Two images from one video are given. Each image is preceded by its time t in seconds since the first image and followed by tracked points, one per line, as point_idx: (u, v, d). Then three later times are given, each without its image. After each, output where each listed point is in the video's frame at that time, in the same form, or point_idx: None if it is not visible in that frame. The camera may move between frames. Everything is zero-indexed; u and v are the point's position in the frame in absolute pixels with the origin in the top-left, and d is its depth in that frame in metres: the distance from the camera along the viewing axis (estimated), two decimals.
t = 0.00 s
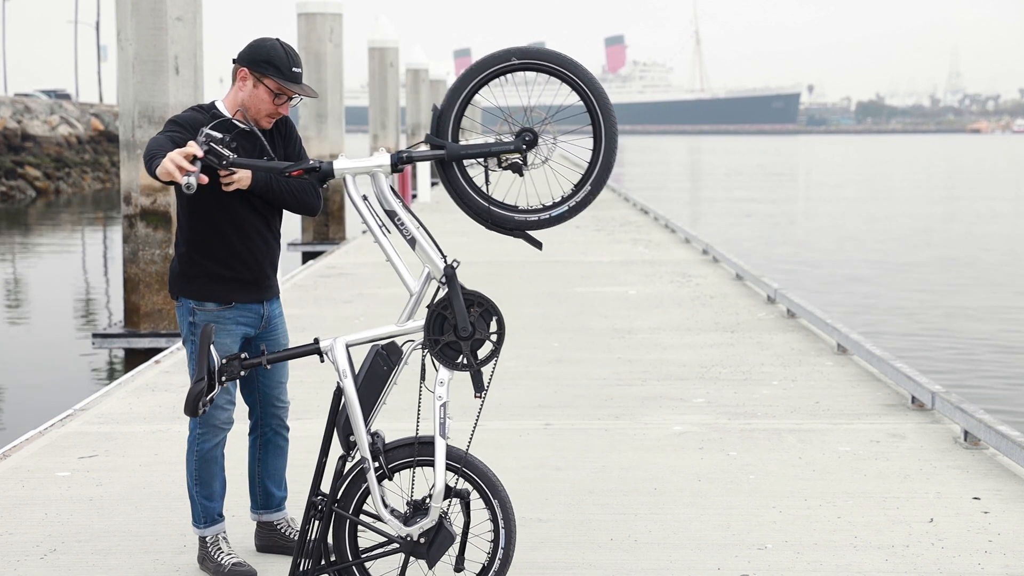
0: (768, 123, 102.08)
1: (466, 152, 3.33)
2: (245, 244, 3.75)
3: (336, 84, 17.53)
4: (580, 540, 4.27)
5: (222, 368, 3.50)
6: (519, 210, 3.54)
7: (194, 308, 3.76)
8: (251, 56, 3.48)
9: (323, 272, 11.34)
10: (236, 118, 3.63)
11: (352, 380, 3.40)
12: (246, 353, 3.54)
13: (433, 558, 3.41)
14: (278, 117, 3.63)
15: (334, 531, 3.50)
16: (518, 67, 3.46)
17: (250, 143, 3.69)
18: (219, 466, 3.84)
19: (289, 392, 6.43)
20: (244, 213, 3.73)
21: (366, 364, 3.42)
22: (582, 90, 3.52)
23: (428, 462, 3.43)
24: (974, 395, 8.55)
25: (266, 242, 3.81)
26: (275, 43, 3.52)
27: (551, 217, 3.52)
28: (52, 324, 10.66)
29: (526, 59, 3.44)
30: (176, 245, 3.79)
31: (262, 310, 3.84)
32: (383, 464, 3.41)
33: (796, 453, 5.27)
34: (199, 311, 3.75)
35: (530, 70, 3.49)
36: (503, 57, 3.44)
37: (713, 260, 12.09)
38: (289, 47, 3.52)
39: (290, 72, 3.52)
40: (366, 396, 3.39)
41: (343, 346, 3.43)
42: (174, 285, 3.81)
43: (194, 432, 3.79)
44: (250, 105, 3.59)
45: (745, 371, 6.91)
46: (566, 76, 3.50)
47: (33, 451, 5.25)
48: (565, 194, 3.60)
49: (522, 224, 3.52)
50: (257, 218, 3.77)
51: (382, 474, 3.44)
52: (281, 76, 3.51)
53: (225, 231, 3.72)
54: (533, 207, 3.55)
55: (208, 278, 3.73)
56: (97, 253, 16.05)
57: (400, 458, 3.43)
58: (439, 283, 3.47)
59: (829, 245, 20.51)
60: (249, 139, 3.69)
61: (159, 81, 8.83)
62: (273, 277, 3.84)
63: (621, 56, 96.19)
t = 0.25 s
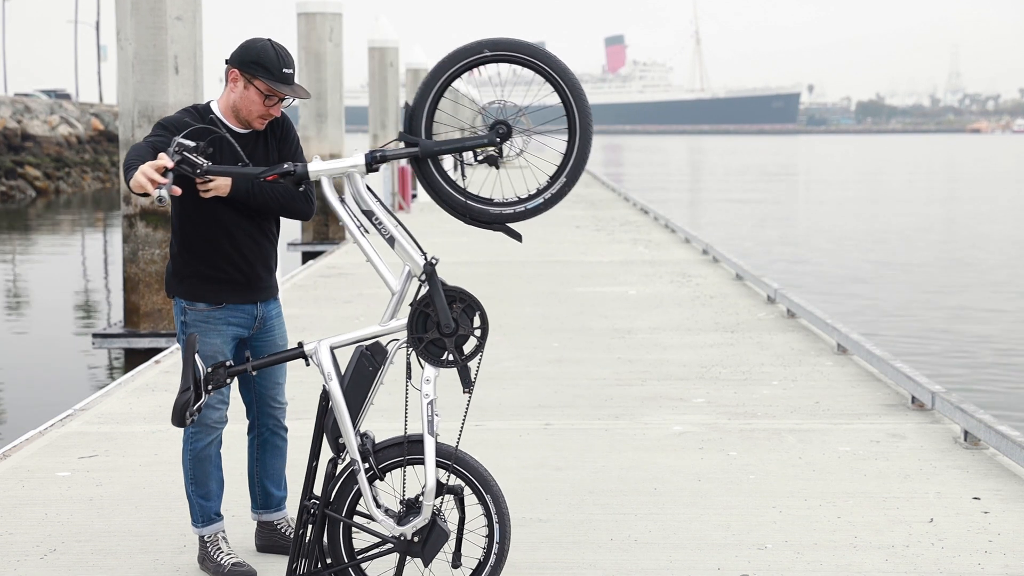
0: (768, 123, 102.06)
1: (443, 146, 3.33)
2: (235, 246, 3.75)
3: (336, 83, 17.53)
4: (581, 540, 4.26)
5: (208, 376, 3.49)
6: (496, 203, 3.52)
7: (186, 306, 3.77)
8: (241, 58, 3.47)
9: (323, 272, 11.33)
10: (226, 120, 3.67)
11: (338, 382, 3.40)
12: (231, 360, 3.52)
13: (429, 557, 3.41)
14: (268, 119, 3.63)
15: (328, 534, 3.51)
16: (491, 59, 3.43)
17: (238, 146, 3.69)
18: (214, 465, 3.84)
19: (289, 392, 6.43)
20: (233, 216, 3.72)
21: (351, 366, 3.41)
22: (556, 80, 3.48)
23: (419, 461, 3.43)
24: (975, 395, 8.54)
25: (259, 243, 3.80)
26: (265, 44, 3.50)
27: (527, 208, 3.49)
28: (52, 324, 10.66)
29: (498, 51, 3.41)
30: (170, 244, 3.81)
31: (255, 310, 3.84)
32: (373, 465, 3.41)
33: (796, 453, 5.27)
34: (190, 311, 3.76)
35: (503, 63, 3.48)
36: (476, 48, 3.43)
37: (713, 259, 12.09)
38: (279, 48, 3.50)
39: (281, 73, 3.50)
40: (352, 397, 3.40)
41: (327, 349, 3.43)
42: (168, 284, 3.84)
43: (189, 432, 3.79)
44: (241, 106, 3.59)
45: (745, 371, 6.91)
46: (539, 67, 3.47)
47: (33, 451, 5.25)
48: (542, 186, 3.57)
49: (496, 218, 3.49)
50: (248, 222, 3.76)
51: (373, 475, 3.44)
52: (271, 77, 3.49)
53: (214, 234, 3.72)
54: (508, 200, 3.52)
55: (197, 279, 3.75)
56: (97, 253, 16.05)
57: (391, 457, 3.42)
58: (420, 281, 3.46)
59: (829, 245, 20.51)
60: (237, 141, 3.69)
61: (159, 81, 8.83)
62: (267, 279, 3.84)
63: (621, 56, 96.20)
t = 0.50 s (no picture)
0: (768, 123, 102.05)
1: (409, 142, 3.30)
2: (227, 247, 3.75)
3: (336, 83, 17.53)
4: (581, 540, 4.26)
5: (192, 388, 3.52)
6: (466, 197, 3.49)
7: (183, 306, 3.77)
8: (223, 64, 3.45)
9: (323, 271, 11.34)
10: (213, 124, 3.68)
11: (321, 385, 3.41)
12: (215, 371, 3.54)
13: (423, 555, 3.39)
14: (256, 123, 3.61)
15: (323, 538, 3.51)
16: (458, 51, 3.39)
17: (222, 152, 3.71)
18: (212, 464, 3.84)
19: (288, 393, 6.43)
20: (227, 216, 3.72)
21: (333, 368, 3.43)
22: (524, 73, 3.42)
23: (407, 459, 3.42)
24: (974, 395, 8.54)
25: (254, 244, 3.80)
26: (248, 48, 3.47)
27: (496, 201, 3.45)
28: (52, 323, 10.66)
29: (465, 43, 3.37)
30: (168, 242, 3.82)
31: (254, 309, 3.84)
32: (361, 466, 3.41)
33: (796, 453, 5.27)
34: (187, 310, 3.76)
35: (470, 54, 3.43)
36: (442, 40, 3.38)
37: (713, 259, 12.09)
38: (262, 52, 3.46)
39: (264, 77, 3.46)
40: (335, 398, 3.41)
41: (309, 353, 3.45)
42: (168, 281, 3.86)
43: (188, 431, 3.80)
44: (226, 110, 3.57)
45: (745, 371, 6.91)
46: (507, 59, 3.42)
47: (33, 451, 5.25)
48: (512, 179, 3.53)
49: (465, 211, 3.48)
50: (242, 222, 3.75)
51: (363, 476, 3.44)
52: (254, 82, 3.45)
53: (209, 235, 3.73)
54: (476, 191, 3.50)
55: (192, 279, 3.76)
56: (97, 253, 16.06)
57: (379, 458, 3.42)
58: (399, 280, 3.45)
59: (829, 245, 20.51)
60: (221, 147, 3.71)
61: (159, 80, 8.83)
62: (264, 279, 3.84)
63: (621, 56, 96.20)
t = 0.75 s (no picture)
0: (768, 122, 102.06)
1: (372, 141, 3.26)
2: (221, 248, 3.76)
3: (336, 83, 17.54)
4: (580, 540, 4.26)
5: (176, 399, 3.52)
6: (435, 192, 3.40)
7: (182, 305, 3.81)
8: (198, 68, 3.42)
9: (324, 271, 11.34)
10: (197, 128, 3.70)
11: (302, 390, 3.41)
12: (198, 382, 3.53)
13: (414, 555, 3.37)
14: (238, 126, 3.60)
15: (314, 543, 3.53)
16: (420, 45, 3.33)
17: (209, 155, 3.72)
18: (210, 464, 3.84)
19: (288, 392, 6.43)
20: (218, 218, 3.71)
21: (314, 372, 3.42)
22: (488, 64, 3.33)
23: (393, 459, 3.42)
24: (974, 395, 8.54)
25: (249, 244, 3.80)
26: (224, 52, 3.43)
27: (461, 196, 3.35)
28: (52, 323, 10.67)
29: (428, 37, 3.31)
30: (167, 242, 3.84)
31: (252, 309, 3.84)
32: (347, 469, 3.41)
33: (796, 453, 5.27)
34: (184, 309, 3.80)
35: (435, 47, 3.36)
36: (404, 34, 3.32)
37: (713, 259, 12.09)
38: (239, 54, 3.43)
39: (240, 80, 3.43)
40: (316, 402, 3.40)
41: (290, 358, 3.45)
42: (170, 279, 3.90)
43: (185, 430, 3.81)
44: (206, 114, 3.56)
45: (745, 371, 6.91)
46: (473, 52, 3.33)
47: (33, 451, 5.25)
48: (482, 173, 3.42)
49: (433, 207, 3.38)
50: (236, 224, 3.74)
51: (350, 479, 3.44)
52: (230, 86, 3.43)
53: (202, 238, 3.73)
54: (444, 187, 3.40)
55: (188, 281, 3.78)
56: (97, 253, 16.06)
57: (365, 459, 3.42)
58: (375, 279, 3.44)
59: (829, 245, 20.51)
60: (207, 150, 3.72)
61: (159, 80, 8.83)
62: (261, 279, 3.82)
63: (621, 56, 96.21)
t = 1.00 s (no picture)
0: (769, 122, 102.05)
1: (340, 142, 3.27)
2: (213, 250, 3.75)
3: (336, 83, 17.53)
4: (580, 540, 4.26)
5: (167, 408, 3.52)
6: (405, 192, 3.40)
7: (179, 305, 3.83)
8: (182, 74, 3.43)
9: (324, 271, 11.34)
10: (186, 132, 3.70)
11: (287, 397, 3.41)
12: (187, 390, 3.53)
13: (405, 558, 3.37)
14: (224, 131, 3.60)
15: (306, 546, 3.55)
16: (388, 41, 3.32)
17: (200, 159, 3.73)
18: (206, 463, 3.84)
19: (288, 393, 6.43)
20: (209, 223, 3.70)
21: (298, 378, 3.42)
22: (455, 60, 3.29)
23: (381, 461, 3.41)
24: (975, 395, 8.54)
25: (245, 246, 3.78)
26: (207, 58, 3.43)
27: (430, 195, 3.34)
28: (52, 323, 10.67)
29: (394, 33, 3.30)
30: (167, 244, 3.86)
31: (248, 311, 3.83)
32: (335, 473, 3.42)
33: (796, 453, 5.27)
34: (181, 309, 3.81)
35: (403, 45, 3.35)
36: (371, 32, 3.32)
37: (713, 259, 12.09)
38: (221, 60, 3.42)
39: (221, 86, 3.42)
40: (301, 408, 3.40)
41: (273, 364, 3.45)
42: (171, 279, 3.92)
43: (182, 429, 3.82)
44: (192, 118, 3.56)
45: (746, 371, 6.91)
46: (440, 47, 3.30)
47: (33, 451, 5.25)
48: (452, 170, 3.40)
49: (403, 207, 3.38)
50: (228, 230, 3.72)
51: (339, 484, 3.45)
52: (212, 91, 3.42)
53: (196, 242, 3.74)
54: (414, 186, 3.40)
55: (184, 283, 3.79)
56: (97, 252, 16.06)
57: (353, 463, 3.42)
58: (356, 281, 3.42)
59: (829, 245, 20.50)
60: (198, 155, 3.73)
61: (158, 79, 8.84)
62: (257, 280, 3.81)
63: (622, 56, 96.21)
